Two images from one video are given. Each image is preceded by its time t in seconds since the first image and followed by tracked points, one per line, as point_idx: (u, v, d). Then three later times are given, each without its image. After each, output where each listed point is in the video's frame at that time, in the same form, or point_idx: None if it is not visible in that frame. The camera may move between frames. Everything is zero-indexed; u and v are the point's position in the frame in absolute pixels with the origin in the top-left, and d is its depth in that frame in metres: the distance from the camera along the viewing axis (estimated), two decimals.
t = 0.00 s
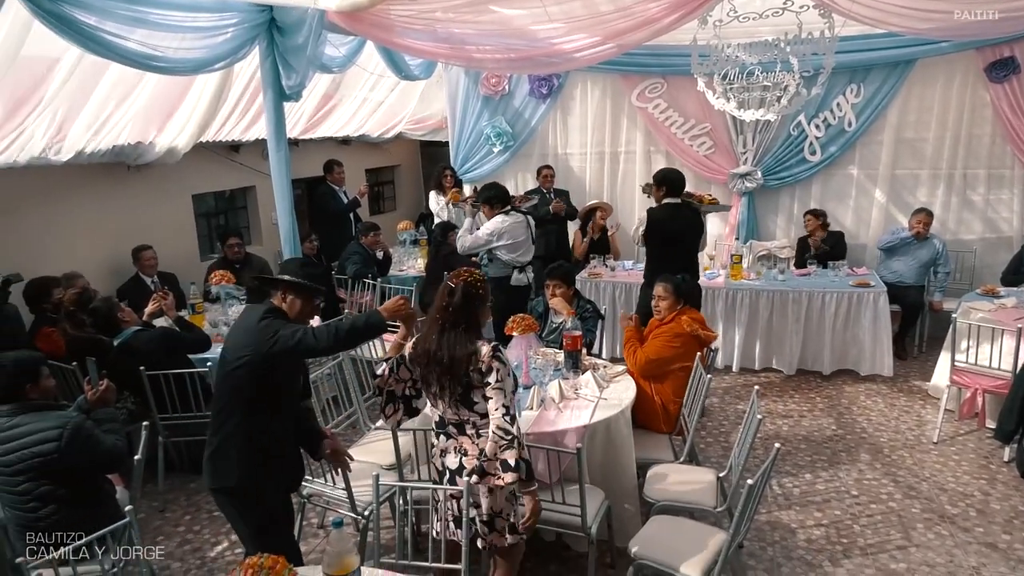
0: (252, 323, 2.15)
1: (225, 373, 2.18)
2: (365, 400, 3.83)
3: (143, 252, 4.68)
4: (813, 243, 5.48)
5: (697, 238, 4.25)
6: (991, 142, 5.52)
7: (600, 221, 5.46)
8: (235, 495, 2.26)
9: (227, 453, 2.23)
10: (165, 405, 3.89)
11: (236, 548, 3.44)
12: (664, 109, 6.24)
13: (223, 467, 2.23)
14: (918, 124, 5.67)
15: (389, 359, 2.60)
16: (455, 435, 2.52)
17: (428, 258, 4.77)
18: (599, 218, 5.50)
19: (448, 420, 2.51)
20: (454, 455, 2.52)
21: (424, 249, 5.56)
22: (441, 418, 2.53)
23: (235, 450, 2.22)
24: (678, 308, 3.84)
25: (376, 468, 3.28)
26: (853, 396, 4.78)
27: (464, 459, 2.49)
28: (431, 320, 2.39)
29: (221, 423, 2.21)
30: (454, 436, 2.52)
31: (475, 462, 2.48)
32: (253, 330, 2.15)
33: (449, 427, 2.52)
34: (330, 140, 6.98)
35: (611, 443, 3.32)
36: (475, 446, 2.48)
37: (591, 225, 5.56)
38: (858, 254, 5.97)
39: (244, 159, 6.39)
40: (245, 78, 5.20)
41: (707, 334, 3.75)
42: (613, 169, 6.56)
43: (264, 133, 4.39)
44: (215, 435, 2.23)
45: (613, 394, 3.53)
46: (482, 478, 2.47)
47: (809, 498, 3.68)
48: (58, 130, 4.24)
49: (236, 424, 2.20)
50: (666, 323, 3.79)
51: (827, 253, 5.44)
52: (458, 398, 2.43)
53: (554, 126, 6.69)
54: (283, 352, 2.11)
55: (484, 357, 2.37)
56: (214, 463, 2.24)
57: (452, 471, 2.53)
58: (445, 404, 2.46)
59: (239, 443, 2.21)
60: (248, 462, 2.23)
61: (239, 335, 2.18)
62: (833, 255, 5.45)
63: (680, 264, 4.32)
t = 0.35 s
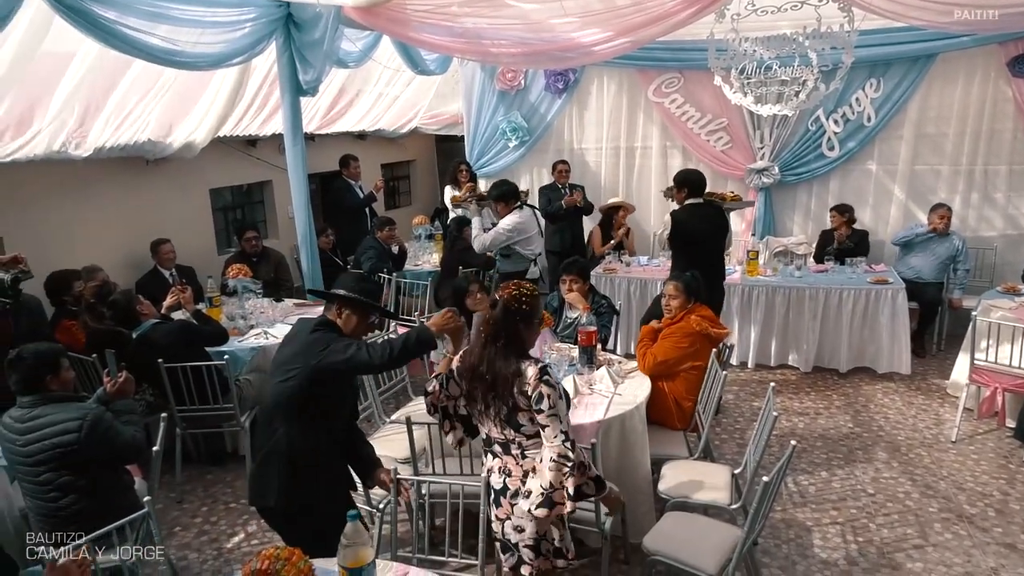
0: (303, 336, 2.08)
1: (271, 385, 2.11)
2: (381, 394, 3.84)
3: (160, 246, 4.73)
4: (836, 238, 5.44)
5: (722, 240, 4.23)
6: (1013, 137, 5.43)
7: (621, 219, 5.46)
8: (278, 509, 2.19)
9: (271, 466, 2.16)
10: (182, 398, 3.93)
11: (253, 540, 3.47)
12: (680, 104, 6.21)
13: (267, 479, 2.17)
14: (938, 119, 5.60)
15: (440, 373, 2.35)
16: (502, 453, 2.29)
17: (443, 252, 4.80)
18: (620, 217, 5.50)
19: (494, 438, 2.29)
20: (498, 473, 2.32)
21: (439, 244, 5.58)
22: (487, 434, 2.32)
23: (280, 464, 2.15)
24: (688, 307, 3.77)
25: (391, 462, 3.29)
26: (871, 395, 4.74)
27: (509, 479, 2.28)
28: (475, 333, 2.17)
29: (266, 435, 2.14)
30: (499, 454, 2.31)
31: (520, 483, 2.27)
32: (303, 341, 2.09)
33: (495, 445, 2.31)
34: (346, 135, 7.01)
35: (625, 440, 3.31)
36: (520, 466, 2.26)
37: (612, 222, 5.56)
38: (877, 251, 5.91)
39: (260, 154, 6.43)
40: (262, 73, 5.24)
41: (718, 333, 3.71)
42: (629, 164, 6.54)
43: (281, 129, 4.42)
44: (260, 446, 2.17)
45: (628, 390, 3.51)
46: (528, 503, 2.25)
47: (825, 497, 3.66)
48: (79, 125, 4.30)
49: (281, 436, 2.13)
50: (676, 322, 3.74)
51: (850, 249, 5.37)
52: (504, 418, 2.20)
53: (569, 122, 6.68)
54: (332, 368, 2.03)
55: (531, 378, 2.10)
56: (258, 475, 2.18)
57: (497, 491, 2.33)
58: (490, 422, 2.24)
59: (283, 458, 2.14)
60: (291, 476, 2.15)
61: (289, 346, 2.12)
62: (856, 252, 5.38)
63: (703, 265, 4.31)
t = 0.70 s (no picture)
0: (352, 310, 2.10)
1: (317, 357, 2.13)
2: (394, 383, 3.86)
3: (175, 234, 4.76)
4: (852, 228, 5.40)
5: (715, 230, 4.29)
6: None
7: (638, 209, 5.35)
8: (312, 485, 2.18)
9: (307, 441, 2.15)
10: (196, 385, 3.96)
11: (266, 525, 3.50)
12: (695, 93, 6.17)
13: (302, 453, 2.16)
14: (957, 108, 5.53)
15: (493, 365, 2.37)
16: (551, 446, 2.28)
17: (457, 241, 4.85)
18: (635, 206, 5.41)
19: (545, 429, 2.28)
20: (545, 466, 2.31)
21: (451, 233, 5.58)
22: (538, 427, 2.31)
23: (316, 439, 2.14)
24: (699, 300, 3.76)
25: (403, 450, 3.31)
26: (884, 386, 4.72)
27: (556, 474, 2.27)
28: (537, 322, 2.19)
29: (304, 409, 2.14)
30: (549, 448, 2.30)
31: (568, 479, 2.25)
32: (350, 316, 2.10)
33: (545, 437, 2.30)
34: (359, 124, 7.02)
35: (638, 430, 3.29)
36: (569, 462, 2.25)
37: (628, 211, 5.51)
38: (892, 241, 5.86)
39: (274, 143, 6.45)
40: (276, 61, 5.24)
41: (731, 325, 3.67)
42: (643, 153, 6.51)
43: (295, 117, 4.42)
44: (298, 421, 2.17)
45: (640, 380, 3.49)
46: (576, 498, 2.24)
47: (837, 488, 3.65)
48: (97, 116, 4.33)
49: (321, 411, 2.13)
50: (687, 315, 3.72)
51: (867, 240, 5.34)
52: (560, 410, 2.20)
53: (583, 111, 6.67)
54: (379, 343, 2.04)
55: (592, 370, 2.11)
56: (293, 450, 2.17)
57: (542, 483, 2.32)
58: (545, 414, 2.24)
59: (321, 432, 2.13)
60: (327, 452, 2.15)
61: (337, 320, 2.13)
62: (872, 243, 5.34)
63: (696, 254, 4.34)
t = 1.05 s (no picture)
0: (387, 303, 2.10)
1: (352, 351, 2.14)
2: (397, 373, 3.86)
3: (178, 224, 4.77)
4: (852, 219, 5.39)
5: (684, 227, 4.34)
6: None
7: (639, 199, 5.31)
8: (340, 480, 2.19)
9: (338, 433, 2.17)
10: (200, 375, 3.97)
11: (269, 514, 3.52)
12: (698, 82, 6.15)
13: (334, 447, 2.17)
14: (962, 99, 5.51)
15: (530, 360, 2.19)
16: (593, 443, 2.09)
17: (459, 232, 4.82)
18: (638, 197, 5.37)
19: (586, 425, 2.09)
20: (586, 463, 2.10)
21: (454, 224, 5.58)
22: (578, 423, 2.12)
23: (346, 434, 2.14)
24: (702, 292, 3.74)
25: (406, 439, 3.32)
26: (887, 377, 4.72)
27: (598, 472, 2.06)
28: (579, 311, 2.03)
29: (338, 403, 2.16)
30: (590, 444, 2.09)
31: (611, 477, 2.05)
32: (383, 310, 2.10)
33: (586, 433, 2.10)
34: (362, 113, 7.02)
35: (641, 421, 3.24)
36: (613, 459, 2.04)
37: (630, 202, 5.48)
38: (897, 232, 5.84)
39: (277, 133, 6.44)
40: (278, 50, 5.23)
41: (734, 316, 3.63)
42: (646, 143, 6.50)
43: (297, 107, 4.41)
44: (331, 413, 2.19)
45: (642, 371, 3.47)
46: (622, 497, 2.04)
47: (839, 478, 3.65)
48: (101, 107, 4.34)
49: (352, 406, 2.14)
50: (689, 306, 3.70)
51: (866, 231, 5.33)
52: (604, 403, 2.02)
53: (586, 101, 6.66)
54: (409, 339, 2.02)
55: (639, 361, 1.94)
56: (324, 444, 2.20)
57: (583, 481, 2.11)
58: (587, 408, 2.05)
59: (352, 426, 2.14)
60: (355, 447, 2.15)
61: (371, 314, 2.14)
62: (873, 233, 5.33)
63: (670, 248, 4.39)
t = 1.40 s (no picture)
0: (435, 304, 2.19)
1: (410, 354, 2.29)
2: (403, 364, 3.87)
3: (186, 214, 4.78)
4: (862, 209, 5.33)
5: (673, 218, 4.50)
6: None
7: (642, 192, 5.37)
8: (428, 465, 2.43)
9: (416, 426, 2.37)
10: (208, 365, 4.00)
11: (277, 504, 3.54)
12: (707, 74, 6.11)
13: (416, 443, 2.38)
14: (974, 90, 5.46)
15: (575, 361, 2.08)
16: (643, 451, 1.95)
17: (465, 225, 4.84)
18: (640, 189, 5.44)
19: (635, 432, 1.96)
20: (637, 474, 1.96)
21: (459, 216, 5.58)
22: (624, 430, 1.99)
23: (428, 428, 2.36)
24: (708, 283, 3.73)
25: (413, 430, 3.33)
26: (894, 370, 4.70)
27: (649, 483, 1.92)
28: (630, 313, 1.90)
29: (411, 400, 2.36)
30: (639, 452, 1.97)
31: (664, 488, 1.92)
32: (428, 310, 2.22)
33: (635, 441, 1.97)
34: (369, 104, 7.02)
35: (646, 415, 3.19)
36: (665, 468, 1.91)
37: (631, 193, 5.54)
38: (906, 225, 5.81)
39: (284, 124, 6.45)
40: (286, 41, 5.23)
41: (741, 308, 3.60)
42: (654, 134, 6.48)
43: (304, 98, 4.41)
44: (405, 409, 2.39)
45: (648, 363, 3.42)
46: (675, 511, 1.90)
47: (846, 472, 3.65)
48: (110, 100, 4.35)
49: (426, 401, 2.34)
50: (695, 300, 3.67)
51: (878, 223, 5.30)
52: (654, 409, 1.88)
53: (594, 92, 6.63)
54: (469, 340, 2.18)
55: (690, 366, 1.82)
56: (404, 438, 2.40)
57: (634, 493, 1.98)
58: (632, 414, 1.93)
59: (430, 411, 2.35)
60: (437, 438, 2.37)
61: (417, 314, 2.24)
62: (884, 226, 5.30)
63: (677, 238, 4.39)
